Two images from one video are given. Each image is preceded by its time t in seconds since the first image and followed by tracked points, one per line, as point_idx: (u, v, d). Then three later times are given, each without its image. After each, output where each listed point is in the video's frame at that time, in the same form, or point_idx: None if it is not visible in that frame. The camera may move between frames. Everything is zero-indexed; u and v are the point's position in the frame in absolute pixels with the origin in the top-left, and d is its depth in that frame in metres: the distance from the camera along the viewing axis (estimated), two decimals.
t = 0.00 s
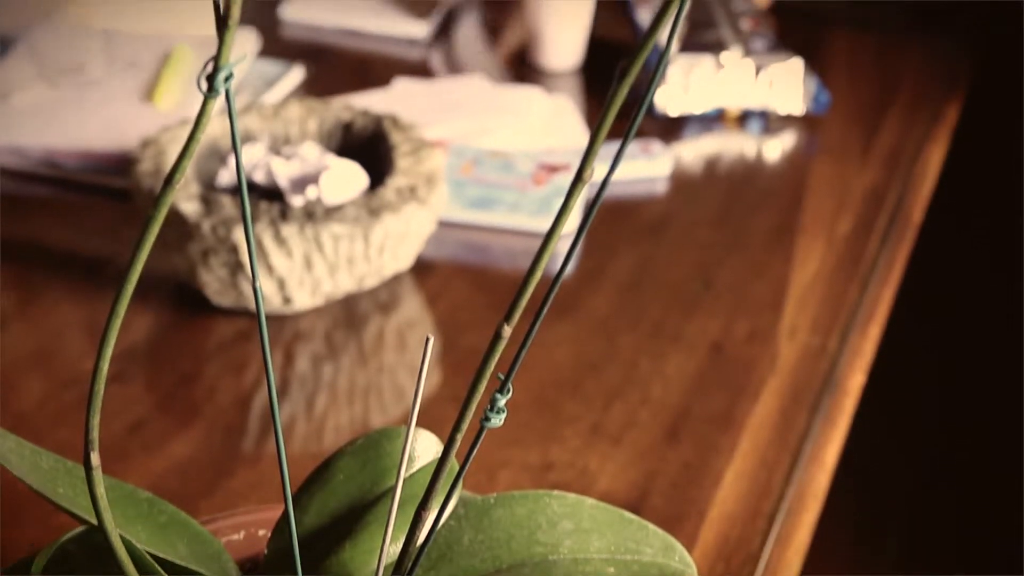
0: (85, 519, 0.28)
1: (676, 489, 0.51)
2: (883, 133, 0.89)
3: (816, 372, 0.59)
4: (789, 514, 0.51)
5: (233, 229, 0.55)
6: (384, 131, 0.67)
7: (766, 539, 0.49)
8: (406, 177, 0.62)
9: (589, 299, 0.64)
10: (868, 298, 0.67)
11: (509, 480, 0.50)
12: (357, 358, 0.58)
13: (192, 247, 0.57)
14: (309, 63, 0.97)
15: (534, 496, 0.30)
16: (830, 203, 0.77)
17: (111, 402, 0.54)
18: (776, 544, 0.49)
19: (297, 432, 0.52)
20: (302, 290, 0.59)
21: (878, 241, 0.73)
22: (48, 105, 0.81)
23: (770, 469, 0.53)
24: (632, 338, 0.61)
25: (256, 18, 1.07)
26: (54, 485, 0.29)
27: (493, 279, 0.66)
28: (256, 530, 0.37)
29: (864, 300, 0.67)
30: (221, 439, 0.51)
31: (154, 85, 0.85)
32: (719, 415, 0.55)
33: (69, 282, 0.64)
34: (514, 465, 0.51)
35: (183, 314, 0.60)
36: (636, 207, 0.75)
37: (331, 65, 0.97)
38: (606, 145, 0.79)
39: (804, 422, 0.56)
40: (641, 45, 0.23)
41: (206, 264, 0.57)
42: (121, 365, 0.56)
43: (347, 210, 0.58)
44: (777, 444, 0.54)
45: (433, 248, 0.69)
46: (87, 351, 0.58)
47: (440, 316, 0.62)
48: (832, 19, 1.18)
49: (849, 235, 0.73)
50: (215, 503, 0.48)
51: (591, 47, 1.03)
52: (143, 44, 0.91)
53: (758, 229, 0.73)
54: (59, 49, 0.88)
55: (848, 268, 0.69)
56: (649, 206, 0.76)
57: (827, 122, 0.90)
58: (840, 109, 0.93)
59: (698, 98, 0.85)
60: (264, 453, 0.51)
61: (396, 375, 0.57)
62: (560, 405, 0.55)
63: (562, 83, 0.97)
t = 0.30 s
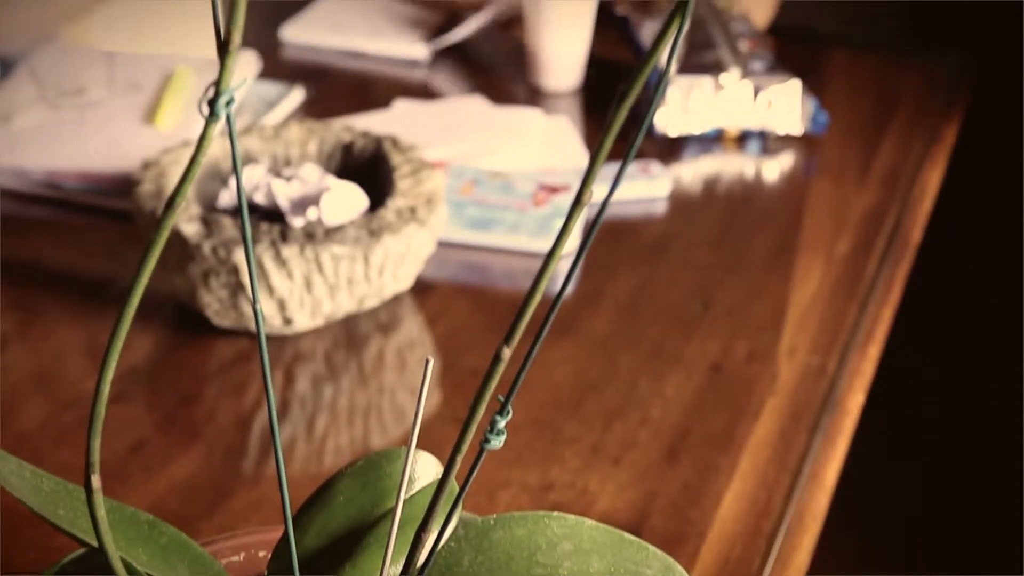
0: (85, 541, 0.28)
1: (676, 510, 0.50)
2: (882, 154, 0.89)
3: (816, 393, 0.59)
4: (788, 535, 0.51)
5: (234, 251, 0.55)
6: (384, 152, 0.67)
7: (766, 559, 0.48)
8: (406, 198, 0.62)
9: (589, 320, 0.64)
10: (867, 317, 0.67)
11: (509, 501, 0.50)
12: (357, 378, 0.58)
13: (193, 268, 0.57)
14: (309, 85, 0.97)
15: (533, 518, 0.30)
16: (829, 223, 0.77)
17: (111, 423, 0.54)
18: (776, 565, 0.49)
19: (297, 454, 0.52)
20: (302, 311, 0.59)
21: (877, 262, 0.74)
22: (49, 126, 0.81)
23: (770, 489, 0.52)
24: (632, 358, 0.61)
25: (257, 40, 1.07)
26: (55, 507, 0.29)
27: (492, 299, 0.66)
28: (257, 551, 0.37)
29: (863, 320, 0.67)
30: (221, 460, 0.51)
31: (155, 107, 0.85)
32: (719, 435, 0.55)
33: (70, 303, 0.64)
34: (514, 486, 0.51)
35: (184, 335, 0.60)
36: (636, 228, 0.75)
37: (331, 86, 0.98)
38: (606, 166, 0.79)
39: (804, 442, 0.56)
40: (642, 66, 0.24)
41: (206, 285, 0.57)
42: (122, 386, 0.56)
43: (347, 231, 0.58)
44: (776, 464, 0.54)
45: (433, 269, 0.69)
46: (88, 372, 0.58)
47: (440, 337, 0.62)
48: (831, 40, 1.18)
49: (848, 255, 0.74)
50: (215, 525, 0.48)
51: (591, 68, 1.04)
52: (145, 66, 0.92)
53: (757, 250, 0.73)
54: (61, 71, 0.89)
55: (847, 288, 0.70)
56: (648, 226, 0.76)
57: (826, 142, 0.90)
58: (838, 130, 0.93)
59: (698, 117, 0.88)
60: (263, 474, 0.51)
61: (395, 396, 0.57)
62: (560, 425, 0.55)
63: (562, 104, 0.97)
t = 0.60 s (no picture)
0: (85, 557, 0.28)
1: (676, 524, 0.50)
2: (881, 168, 0.90)
3: (815, 407, 0.59)
4: (788, 550, 0.50)
5: (234, 266, 0.55)
6: (384, 167, 0.67)
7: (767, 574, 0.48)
8: (406, 214, 0.62)
9: (588, 334, 0.65)
10: (866, 331, 0.67)
11: (509, 516, 0.50)
12: (357, 394, 0.58)
13: (193, 283, 0.57)
14: (309, 101, 0.98)
15: (533, 533, 0.30)
16: (828, 238, 0.78)
17: (111, 438, 0.54)
18: None
19: (297, 469, 0.52)
20: (302, 326, 0.59)
21: (877, 275, 0.74)
22: (51, 143, 0.81)
23: (770, 504, 0.52)
24: (632, 373, 0.61)
25: (258, 56, 1.08)
26: (56, 523, 0.29)
27: (492, 315, 0.66)
28: (256, 567, 0.37)
29: (862, 333, 0.67)
30: (221, 475, 0.51)
31: (156, 122, 0.85)
32: (719, 450, 0.55)
33: (70, 317, 0.64)
34: (515, 501, 0.51)
35: (184, 350, 0.60)
36: (636, 242, 0.76)
37: (332, 101, 0.98)
38: (606, 180, 0.79)
39: (804, 456, 0.56)
40: (642, 82, 0.24)
41: (207, 300, 0.57)
42: (122, 401, 0.56)
43: (347, 245, 0.58)
44: (776, 479, 0.54)
45: (433, 283, 0.69)
46: (88, 387, 0.58)
47: (440, 352, 0.62)
48: (830, 55, 1.19)
49: (848, 269, 0.74)
50: (216, 540, 0.48)
51: (591, 82, 1.04)
52: (146, 82, 0.92)
53: (757, 264, 0.73)
54: (62, 87, 0.89)
55: (846, 302, 0.70)
56: (648, 241, 0.76)
57: (824, 156, 0.90)
58: (837, 144, 0.93)
59: (697, 132, 0.88)
60: (263, 490, 0.51)
61: (396, 411, 0.57)
62: (560, 441, 0.55)
63: (562, 118, 0.97)
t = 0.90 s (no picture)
0: None
1: (676, 544, 0.50)
2: (879, 188, 0.90)
3: (815, 427, 0.59)
4: (788, 568, 0.51)
5: (234, 286, 0.55)
6: (384, 187, 0.67)
7: None
8: (406, 234, 0.62)
9: (588, 354, 0.65)
10: (865, 350, 0.67)
11: (509, 535, 0.50)
12: (357, 413, 0.58)
13: (194, 303, 0.57)
14: (309, 122, 0.98)
15: (533, 554, 0.30)
16: (828, 257, 0.78)
17: (111, 459, 0.54)
18: None
19: (297, 489, 0.52)
20: (303, 346, 0.59)
21: (876, 295, 0.74)
22: (52, 162, 0.82)
23: (770, 524, 0.53)
24: (632, 393, 0.61)
25: (258, 78, 1.08)
26: (56, 546, 0.29)
27: (492, 334, 0.66)
28: None
29: (862, 353, 0.67)
30: (221, 496, 0.51)
31: (157, 142, 0.86)
32: (718, 469, 0.55)
33: (71, 337, 0.64)
34: (514, 521, 0.51)
35: (184, 370, 0.60)
36: (635, 262, 0.76)
37: (331, 121, 0.98)
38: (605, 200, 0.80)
39: (803, 475, 0.56)
40: (641, 103, 0.25)
41: (207, 320, 0.57)
42: (122, 421, 0.56)
43: (347, 265, 0.59)
44: (777, 498, 0.54)
45: (433, 303, 0.69)
46: (88, 407, 0.58)
47: (439, 372, 0.62)
48: (829, 75, 1.19)
49: (847, 288, 0.74)
50: (215, 560, 0.48)
51: (590, 102, 1.05)
52: (147, 103, 0.92)
53: (756, 284, 0.73)
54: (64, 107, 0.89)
55: (846, 321, 0.70)
56: (647, 260, 0.76)
57: (823, 176, 0.91)
58: (836, 164, 0.93)
59: (696, 153, 0.89)
60: (263, 509, 0.51)
61: (396, 431, 0.57)
62: (560, 461, 0.55)
63: (561, 138, 0.97)
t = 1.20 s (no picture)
0: None
1: (676, 566, 0.50)
2: (878, 208, 0.90)
3: (814, 449, 0.60)
4: None
5: (235, 307, 0.56)
6: (384, 209, 0.67)
7: None
8: (406, 256, 0.62)
9: (588, 376, 0.65)
10: (864, 370, 0.68)
11: (509, 558, 0.50)
12: (357, 435, 0.58)
13: (195, 325, 0.57)
14: (310, 143, 0.98)
15: None
16: (827, 277, 0.78)
17: (111, 482, 0.53)
18: None
19: (297, 511, 0.52)
20: (303, 368, 0.59)
21: (875, 315, 0.74)
22: (53, 184, 0.82)
23: (770, 546, 0.53)
24: (632, 414, 0.61)
25: (260, 100, 1.09)
26: (56, 569, 0.29)
27: (493, 356, 0.66)
28: None
29: (861, 374, 0.67)
30: (221, 518, 0.51)
31: (158, 164, 0.86)
32: (718, 491, 0.55)
33: (71, 359, 0.64)
34: (514, 543, 0.51)
35: (185, 392, 0.60)
36: (635, 283, 0.76)
37: (331, 143, 0.99)
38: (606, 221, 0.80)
39: (803, 498, 0.56)
40: (641, 125, 0.26)
41: (208, 342, 0.57)
42: (122, 444, 0.56)
43: (348, 287, 0.59)
44: (777, 520, 0.54)
45: (433, 324, 0.69)
46: (88, 429, 0.58)
47: (440, 393, 0.62)
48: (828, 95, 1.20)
49: (846, 308, 0.74)
50: None
51: (589, 123, 1.05)
52: (149, 125, 0.93)
53: (756, 305, 0.74)
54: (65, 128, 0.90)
55: (846, 342, 0.70)
56: (646, 281, 0.76)
57: (823, 197, 0.91)
58: (835, 184, 0.94)
59: (695, 173, 0.90)
60: (264, 531, 0.50)
61: (396, 452, 0.57)
62: (560, 483, 0.55)
63: (561, 159, 0.98)
